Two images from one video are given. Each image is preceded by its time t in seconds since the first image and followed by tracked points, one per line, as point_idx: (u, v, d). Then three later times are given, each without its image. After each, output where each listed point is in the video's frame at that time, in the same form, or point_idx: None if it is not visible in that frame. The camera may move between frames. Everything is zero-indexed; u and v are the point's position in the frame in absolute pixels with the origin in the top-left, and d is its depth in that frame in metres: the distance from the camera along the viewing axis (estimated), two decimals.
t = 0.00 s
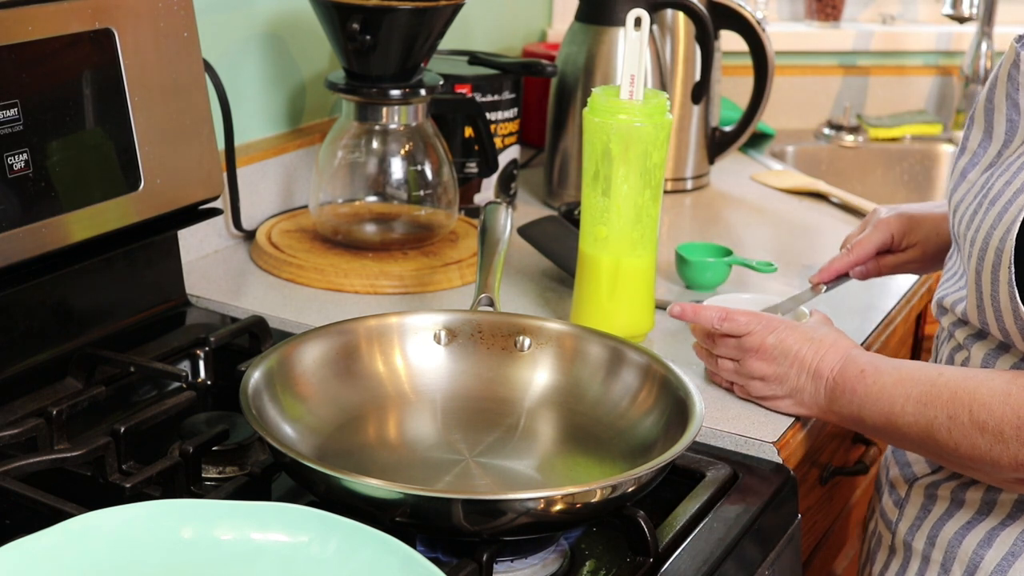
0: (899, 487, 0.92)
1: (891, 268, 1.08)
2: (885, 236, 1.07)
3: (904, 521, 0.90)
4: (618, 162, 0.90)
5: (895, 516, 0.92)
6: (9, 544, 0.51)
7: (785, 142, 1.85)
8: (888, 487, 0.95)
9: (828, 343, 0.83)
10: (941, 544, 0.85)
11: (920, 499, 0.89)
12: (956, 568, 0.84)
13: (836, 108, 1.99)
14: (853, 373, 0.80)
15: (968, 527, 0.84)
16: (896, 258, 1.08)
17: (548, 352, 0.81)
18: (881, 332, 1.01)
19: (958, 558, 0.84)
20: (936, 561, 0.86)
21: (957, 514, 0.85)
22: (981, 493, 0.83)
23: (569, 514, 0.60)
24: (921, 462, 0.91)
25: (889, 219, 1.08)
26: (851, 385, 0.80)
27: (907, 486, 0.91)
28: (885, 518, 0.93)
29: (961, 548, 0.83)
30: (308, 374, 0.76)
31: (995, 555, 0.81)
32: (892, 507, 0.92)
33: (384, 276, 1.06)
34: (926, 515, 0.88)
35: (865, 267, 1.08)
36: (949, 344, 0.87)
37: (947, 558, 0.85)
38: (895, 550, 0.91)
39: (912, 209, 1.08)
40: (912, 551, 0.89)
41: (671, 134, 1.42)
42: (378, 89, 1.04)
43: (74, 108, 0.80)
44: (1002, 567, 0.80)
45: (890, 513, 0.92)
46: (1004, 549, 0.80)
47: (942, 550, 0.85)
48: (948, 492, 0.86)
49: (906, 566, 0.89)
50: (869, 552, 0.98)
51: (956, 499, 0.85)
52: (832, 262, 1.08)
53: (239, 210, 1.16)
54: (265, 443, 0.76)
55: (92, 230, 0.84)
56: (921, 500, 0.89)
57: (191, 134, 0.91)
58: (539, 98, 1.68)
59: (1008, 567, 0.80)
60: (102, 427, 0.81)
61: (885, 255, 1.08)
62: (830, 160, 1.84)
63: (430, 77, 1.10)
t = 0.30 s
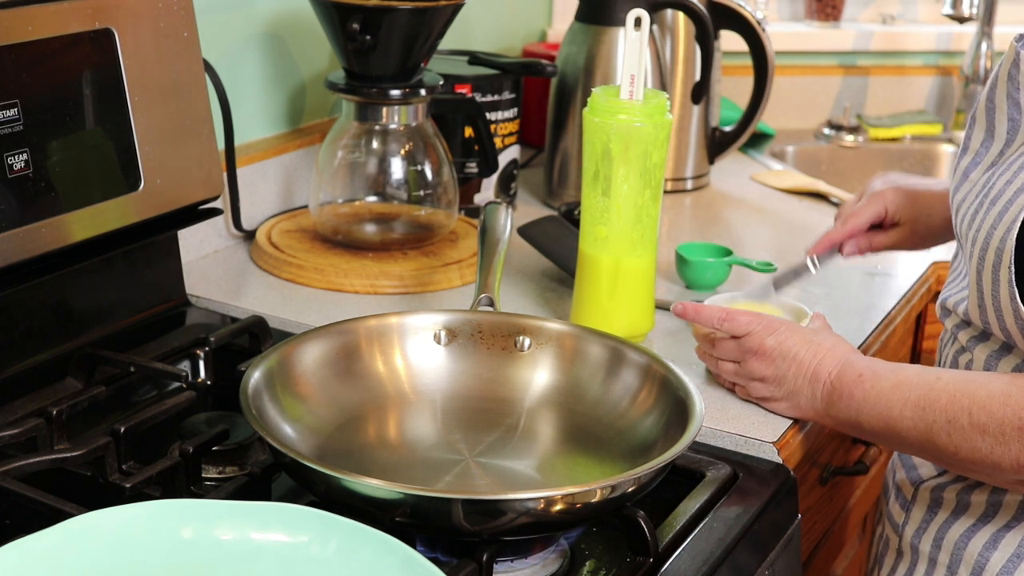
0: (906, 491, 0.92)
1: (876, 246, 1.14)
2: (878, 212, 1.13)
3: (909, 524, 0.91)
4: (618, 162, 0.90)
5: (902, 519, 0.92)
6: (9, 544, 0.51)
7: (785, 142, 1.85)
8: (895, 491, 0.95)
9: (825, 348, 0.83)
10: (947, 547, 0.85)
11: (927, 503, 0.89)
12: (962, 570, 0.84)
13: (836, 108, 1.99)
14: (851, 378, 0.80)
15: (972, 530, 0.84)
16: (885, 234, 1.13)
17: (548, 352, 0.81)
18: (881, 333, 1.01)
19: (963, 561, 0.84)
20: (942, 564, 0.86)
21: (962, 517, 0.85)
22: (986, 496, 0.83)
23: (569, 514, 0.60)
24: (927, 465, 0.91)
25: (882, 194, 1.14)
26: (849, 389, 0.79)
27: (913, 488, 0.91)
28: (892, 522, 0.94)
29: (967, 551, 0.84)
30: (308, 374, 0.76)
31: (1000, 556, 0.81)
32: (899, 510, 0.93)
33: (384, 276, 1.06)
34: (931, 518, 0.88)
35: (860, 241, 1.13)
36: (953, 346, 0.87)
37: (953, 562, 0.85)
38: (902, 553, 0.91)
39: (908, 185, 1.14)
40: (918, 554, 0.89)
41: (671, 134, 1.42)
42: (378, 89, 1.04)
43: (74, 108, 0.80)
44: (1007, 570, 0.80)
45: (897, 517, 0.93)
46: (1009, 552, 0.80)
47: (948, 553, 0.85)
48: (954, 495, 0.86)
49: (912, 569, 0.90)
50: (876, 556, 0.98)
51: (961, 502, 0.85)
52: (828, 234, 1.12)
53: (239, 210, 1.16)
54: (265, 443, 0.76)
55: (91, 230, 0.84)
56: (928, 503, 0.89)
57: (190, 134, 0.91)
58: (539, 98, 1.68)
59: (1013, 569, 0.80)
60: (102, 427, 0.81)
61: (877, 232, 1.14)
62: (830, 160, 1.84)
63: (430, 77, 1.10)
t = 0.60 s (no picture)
0: (909, 497, 0.92)
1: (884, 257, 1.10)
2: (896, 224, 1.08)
3: (913, 530, 0.91)
4: (618, 162, 0.90)
5: (906, 525, 0.92)
6: (9, 544, 0.51)
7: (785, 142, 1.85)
8: (897, 497, 0.95)
9: (825, 355, 0.83)
10: (950, 553, 0.86)
11: (928, 508, 0.89)
12: None
13: (836, 108, 1.99)
14: (847, 384, 0.80)
15: (973, 535, 0.84)
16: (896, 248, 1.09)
17: (548, 352, 0.81)
18: (881, 333, 1.01)
19: (966, 566, 0.84)
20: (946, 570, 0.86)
21: (963, 522, 0.85)
22: (984, 498, 0.83)
23: (569, 514, 0.60)
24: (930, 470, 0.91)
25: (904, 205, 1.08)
26: (845, 398, 0.80)
27: (916, 494, 0.91)
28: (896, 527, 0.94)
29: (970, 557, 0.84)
30: (308, 375, 0.76)
31: (1002, 562, 0.81)
32: (903, 517, 0.93)
33: (384, 276, 1.06)
34: (932, 524, 0.88)
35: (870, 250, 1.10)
36: (950, 347, 0.87)
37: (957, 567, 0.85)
38: (906, 559, 0.92)
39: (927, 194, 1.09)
40: (921, 561, 0.89)
41: (671, 134, 1.42)
42: (378, 89, 1.04)
43: (74, 108, 0.80)
44: None
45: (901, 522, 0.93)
46: (1011, 558, 0.81)
47: (952, 559, 0.86)
48: (954, 500, 0.86)
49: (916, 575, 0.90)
50: (882, 562, 0.98)
51: (962, 506, 0.85)
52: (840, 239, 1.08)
53: (238, 210, 1.16)
54: (265, 443, 0.76)
55: (92, 230, 0.84)
56: (929, 508, 0.89)
57: (191, 134, 0.91)
58: (539, 98, 1.68)
59: None
60: (102, 427, 0.81)
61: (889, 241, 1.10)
62: (830, 160, 1.84)
63: (430, 77, 1.10)
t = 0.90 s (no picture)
0: (918, 502, 0.92)
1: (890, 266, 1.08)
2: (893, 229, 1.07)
3: (922, 536, 0.91)
4: (618, 162, 0.90)
5: (914, 531, 0.92)
6: (10, 544, 0.51)
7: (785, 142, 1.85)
8: (905, 502, 0.95)
9: (823, 354, 0.83)
10: (959, 559, 0.86)
11: (937, 514, 0.89)
12: None
13: (836, 108, 1.99)
14: (844, 384, 0.80)
15: (982, 540, 0.84)
16: (897, 253, 1.07)
17: (548, 352, 0.81)
18: (881, 333, 1.01)
19: (976, 572, 0.84)
20: None
21: (972, 528, 0.85)
22: (993, 504, 0.83)
23: (569, 514, 0.60)
24: (938, 476, 0.91)
25: (897, 209, 1.07)
26: (843, 397, 0.80)
27: (925, 500, 0.91)
28: (904, 532, 0.94)
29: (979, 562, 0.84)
30: (309, 374, 0.76)
31: (1011, 567, 0.81)
32: (911, 522, 0.93)
33: (384, 276, 1.06)
34: (942, 530, 0.88)
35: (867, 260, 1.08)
36: (954, 355, 0.87)
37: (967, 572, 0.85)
38: (917, 565, 0.92)
39: (921, 201, 1.08)
40: (931, 567, 0.89)
41: (671, 134, 1.42)
42: (378, 89, 1.04)
43: (75, 108, 0.80)
44: None
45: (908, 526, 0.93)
46: (1018, 563, 0.81)
47: (960, 565, 0.86)
48: (963, 506, 0.86)
49: None
50: (890, 567, 0.98)
51: (971, 512, 0.85)
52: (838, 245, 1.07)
53: (239, 210, 1.16)
54: (265, 443, 0.76)
55: (92, 230, 0.84)
56: (938, 514, 0.89)
57: (191, 134, 0.91)
58: (539, 98, 1.68)
59: None
60: (102, 427, 0.81)
61: (887, 250, 1.08)
62: (830, 160, 1.84)
63: (430, 77, 1.10)
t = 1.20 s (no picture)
0: (916, 501, 0.92)
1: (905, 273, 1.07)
2: (907, 236, 1.06)
3: (919, 535, 0.91)
4: (618, 162, 0.90)
5: (912, 531, 0.92)
6: (9, 544, 0.51)
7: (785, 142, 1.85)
8: (904, 502, 0.95)
9: (822, 354, 0.83)
10: (955, 559, 0.86)
11: (935, 514, 0.89)
12: None
13: (836, 108, 1.99)
14: (843, 383, 0.80)
15: (979, 540, 0.84)
16: (912, 261, 1.07)
17: (548, 352, 0.81)
18: (881, 334, 1.01)
19: (973, 572, 0.84)
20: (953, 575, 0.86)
21: (969, 527, 0.85)
22: (989, 504, 0.83)
23: (569, 514, 0.60)
24: (937, 476, 0.91)
25: (912, 216, 1.06)
26: (842, 395, 0.80)
27: (922, 500, 0.91)
28: (902, 532, 0.94)
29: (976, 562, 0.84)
30: (308, 374, 0.76)
31: (1007, 567, 0.81)
32: (909, 522, 0.93)
33: (384, 276, 1.06)
34: (939, 529, 0.88)
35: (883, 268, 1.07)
36: (954, 354, 0.87)
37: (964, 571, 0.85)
38: (914, 564, 0.92)
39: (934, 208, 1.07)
40: (928, 566, 0.89)
41: (671, 134, 1.42)
42: (378, 89, 1.04)
43: (75, 108, 0.80)
44: None
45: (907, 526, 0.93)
46: (1015, 562, 0.81)
47: (957, 564, 0.86)
48: (959, 505, 0.86)
49: None
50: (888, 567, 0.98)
51: (968, 512, 0.85)
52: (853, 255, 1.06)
53: (238, 210, 1.16)
54: (265, 443, 0.76)
55: (92, 230, 0.84)
56: (935, 514, 0.89)
57: (191, 134, 0.91)
58: (539, 98, 1.68)
59: None
60: (102, 427, 0.81)
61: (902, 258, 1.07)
62: (830, 160, 1.84)
63: (430, 77, 1.10)
